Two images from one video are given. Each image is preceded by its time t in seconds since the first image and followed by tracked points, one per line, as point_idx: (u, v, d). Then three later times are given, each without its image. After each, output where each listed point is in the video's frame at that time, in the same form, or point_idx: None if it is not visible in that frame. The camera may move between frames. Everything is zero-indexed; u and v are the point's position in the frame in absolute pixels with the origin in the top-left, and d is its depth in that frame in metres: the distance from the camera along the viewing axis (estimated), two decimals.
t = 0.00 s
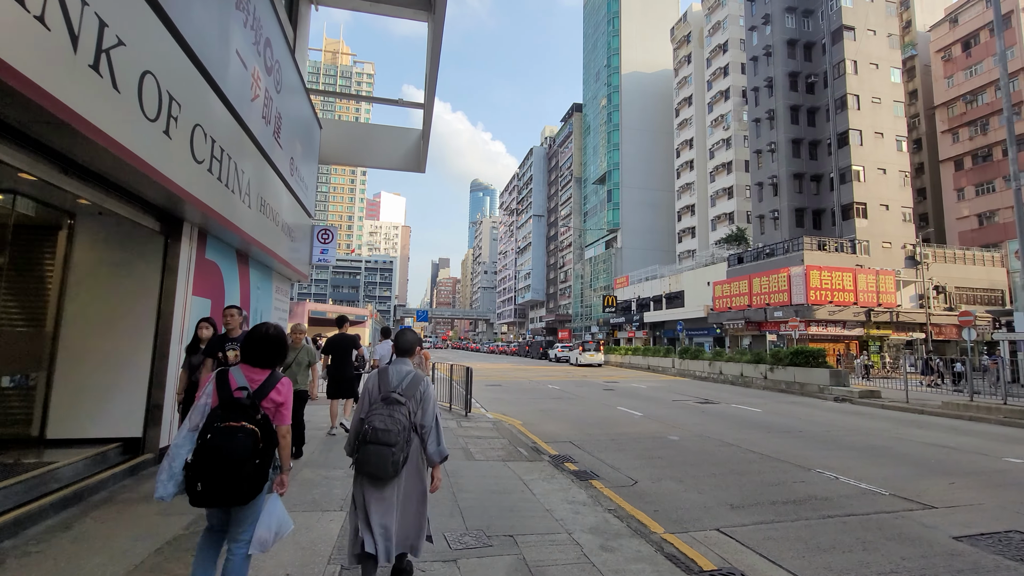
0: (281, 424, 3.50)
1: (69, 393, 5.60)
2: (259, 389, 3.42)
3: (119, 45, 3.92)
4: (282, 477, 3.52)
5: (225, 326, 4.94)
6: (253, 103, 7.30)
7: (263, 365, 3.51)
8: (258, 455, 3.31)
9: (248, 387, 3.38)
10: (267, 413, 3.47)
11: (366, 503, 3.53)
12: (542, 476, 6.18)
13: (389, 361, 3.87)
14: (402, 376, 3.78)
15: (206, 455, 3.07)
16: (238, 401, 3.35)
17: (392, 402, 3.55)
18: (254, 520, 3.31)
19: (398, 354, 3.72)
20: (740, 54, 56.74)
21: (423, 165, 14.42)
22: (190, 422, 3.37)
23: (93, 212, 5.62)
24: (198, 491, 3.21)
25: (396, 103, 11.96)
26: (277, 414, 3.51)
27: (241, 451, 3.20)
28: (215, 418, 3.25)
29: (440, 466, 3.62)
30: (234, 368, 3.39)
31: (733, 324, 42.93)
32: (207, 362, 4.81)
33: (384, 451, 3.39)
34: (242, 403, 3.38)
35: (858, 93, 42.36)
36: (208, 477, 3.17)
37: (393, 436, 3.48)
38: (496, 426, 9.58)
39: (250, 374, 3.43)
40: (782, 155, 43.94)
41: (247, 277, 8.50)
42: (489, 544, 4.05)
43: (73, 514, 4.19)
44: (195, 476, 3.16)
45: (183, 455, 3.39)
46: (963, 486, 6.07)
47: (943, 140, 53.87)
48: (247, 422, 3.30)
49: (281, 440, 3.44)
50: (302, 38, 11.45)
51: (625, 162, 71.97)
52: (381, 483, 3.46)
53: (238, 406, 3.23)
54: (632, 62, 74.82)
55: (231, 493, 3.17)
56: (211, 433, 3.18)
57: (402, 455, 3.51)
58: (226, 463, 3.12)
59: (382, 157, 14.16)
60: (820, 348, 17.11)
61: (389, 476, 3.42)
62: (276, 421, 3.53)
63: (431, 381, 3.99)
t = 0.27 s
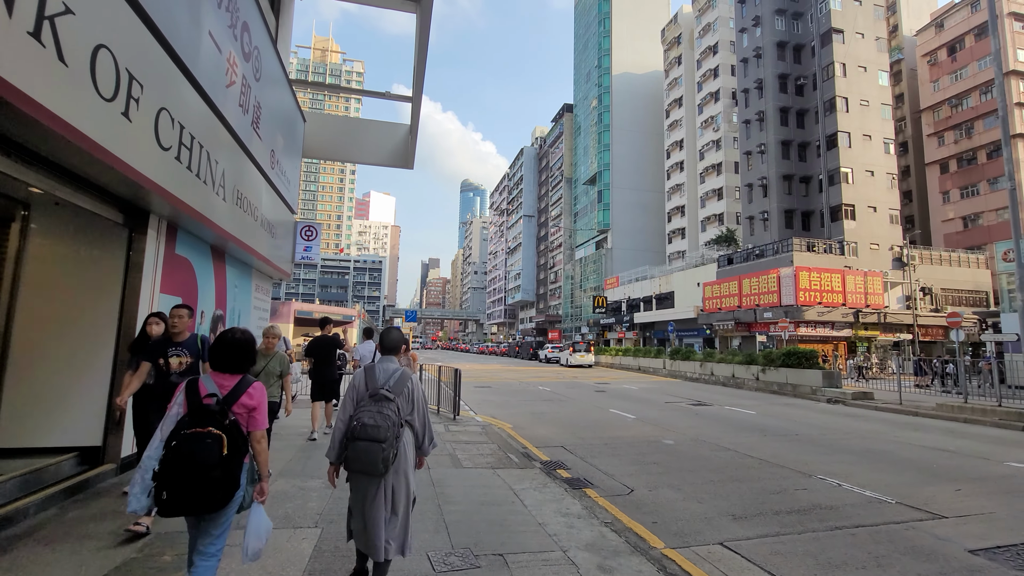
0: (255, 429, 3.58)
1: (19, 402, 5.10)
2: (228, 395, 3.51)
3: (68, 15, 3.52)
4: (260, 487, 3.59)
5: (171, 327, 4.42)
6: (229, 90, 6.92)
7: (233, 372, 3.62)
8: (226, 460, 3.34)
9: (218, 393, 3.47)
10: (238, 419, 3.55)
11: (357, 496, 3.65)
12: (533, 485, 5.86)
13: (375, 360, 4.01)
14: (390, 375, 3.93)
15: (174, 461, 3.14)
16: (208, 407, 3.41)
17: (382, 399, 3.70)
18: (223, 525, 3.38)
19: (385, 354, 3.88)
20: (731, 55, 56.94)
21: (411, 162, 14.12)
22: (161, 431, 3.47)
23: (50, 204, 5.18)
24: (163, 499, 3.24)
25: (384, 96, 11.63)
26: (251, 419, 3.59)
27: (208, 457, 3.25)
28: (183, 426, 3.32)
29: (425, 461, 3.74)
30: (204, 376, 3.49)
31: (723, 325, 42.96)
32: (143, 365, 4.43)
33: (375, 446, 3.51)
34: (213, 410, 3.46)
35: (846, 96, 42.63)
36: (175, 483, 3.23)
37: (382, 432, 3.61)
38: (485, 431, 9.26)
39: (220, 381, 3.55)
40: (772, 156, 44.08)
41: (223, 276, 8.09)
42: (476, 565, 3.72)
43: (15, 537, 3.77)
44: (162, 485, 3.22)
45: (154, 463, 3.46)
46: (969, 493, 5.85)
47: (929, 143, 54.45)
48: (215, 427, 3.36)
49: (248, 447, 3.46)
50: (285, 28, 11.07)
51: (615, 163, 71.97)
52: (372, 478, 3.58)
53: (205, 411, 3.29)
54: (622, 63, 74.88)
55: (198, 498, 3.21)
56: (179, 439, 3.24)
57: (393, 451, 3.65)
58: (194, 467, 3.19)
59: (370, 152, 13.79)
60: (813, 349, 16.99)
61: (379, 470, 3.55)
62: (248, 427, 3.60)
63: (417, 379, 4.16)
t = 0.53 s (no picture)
0: (238, 419, 3.55)
1: None
2: (210, 385, 3.47)
3: None
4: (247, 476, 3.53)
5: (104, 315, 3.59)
6: (207, 73, 6.50)
7: (215, 362, 3.58)
8: (203, 450, 3.28)
9: (199, 383, 3.45)
10: (221, 408, 3.51)
11: (346, 499, 3.56)
12: (530, 491, 5.49)
13: (360, 359, 3.87)
14: (375, 375, 3.81)
15: (151, 450, 3.12)
16: (189, 398, 3.39)
17: (369, 399, 3.60)
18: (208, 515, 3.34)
19: (370, 353, 3.78)
20: (722, 56, 57.09)
21: (402, 157, 13.77)
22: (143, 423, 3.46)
23: (8, 190, 4.82)
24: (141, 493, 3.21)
25: (374, 86, 11.31)
26: (233, 409, 3.57)
27: (185, 447, 3.21)
28: (163, 416, 3.29)
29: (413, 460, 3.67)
30: (187, 367, 3.48)
31: (715, 325, 42.92)
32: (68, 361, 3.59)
33: (365, 446, 3.42)
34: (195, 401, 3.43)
35: (837, 97, 42.79)
36: (153, 475, 3.19)
37: (371, 433, 3.51)
38: (477, 434, 8.91)
39: (202, 371, 3.52)
40: (764, 157, 44.13)
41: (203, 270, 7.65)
42: None
43: None
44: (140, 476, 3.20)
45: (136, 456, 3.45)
46: (983, 498, 5.61)
47: (918, 145, 54.92)
48: (194, 418, 3.32)
49: (229, 437, 3.42)
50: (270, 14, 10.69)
51: (607, 163, 71.91)
52: (362, 478, 3.48)
53: (182, 401, 3.25)
54: (614, 63, 74.83)
55: (175, 490, 3.18)
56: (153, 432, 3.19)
57: (381, 451, 3.56)
58: (167, 457, 3.14)
59: (359, 147, 13.43)
60: (808, 349, 16.81)
61: (369, 471, 3.45)
62: (231, 417, 3.58)
63: (402, 379, 4.04)
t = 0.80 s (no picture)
0: (251, 434, 3.44)
1: None
2: (224, 399, 3.38)
3: None
4: (255, 493, 3.44)
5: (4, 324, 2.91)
6: (195, 60, 6.14)
7: (231, 374, 3.49)
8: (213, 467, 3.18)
9: (213, 396, 3.34)
10: (234, 423, 3.41)
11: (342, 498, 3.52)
12: (537, 504, 5.15)
13: (361, 359, 3.85)
14: (375, 374, 3.79)
15: (160, 465, 3.06)
16: (202, 411, 3.30)
17: (369, 399, 3.57)
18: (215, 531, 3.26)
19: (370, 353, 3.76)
20: (720, 57, 57.00)
21: (400, 155, 13.46)
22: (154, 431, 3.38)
23: None
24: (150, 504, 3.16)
25: (370, 80, 11.01)
26: (246, 424, 3.45)
27: (195, 461, 3.12)
28: (176, 428, 3.21)
29: (412, 461, 3.65)
30: (201, 377, 3.41)
31: (714, 326, 42.71)
32: None
33: (363, 446, 3.39)
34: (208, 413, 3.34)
35: (836, 98, 42.68)
36: (163, 489, 3.11)
37: (370, 432, 3.48)
38: (478, 440, 8.59)
39: (216, 384, 3.44)
40: (763, 157, 43.96)
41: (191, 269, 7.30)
42: None
43: None
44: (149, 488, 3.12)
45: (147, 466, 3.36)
46: (1016, 510, 5.31)
47: (915, 146, 54.89)
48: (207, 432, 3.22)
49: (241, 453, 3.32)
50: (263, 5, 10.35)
51: (605, 164, 71.73)
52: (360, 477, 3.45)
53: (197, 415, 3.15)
54: (612, 63, 74.68)
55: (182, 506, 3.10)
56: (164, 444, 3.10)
57: (380, 450, 3.53)
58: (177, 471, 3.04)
59: (356, 144, 13.11)
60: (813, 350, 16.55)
61: (368, 471, 3.42)
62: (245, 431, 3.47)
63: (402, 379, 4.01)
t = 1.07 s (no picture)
0: (256, 431, 3.72)
1: None
2: (232, 396, 3.67)
3: None
4: (261, 486, 3.73)
5: None
6: (183, 46, 5.82)
7: (236, 374, 3.78)
8: (222, 460, 3.44)
9: (220, 393, 3.64)
10: (239, 419, 3.69)
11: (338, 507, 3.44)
12: (543, 515, 4.87)
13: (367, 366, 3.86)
14: (379, 381, 3.82)
15: (172, 457, 3.28)
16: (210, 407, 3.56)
17: (370, 403, 3.56)
18: (221, 521, 3.51)
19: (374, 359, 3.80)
20: (719, 57, 56.87)
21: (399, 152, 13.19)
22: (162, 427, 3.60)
23: None
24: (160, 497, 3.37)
25: (367, 73, 10.75)
26: (252, 421, 3.74)
27: (205, 456, 3.35)
28: (185, 424, 3.44)
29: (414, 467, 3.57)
30: (209, 376, 3.67)
31: (713, 326, 42.49)
32: None
33: (361, 451, 3.36)
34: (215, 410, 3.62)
35: (836, 98, 42.56)
36: (171, 482, 3.34)
37: (369, 439, 3.44)
38: (480, 443, 8.30)
39: (223, 381, 3.71)
40: (762, 157, 43.76)
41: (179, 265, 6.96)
42: None
43: None
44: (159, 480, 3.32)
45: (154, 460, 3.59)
46: None
47: (915, 147, 54.78)
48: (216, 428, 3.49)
49: (248, 446, 3.61)
50: None
51: (603, 164, 71.52)
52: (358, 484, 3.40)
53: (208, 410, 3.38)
54: (611, 63, 74.47)
55: (190, 499, 3.33)
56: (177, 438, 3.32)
57: (379, 457, 3.48)
58: (188, 465, 3.27)
59: (354, 141, 12.84)
60: (815, 352, 16.35)
61: (364, 479, 3.37)
62: (250, 429, 3.76)
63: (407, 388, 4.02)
